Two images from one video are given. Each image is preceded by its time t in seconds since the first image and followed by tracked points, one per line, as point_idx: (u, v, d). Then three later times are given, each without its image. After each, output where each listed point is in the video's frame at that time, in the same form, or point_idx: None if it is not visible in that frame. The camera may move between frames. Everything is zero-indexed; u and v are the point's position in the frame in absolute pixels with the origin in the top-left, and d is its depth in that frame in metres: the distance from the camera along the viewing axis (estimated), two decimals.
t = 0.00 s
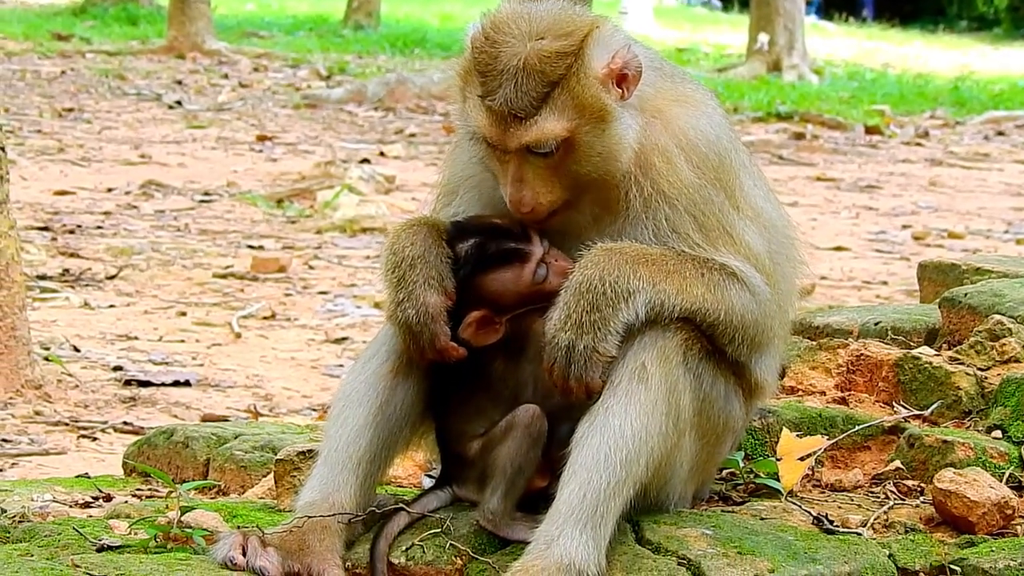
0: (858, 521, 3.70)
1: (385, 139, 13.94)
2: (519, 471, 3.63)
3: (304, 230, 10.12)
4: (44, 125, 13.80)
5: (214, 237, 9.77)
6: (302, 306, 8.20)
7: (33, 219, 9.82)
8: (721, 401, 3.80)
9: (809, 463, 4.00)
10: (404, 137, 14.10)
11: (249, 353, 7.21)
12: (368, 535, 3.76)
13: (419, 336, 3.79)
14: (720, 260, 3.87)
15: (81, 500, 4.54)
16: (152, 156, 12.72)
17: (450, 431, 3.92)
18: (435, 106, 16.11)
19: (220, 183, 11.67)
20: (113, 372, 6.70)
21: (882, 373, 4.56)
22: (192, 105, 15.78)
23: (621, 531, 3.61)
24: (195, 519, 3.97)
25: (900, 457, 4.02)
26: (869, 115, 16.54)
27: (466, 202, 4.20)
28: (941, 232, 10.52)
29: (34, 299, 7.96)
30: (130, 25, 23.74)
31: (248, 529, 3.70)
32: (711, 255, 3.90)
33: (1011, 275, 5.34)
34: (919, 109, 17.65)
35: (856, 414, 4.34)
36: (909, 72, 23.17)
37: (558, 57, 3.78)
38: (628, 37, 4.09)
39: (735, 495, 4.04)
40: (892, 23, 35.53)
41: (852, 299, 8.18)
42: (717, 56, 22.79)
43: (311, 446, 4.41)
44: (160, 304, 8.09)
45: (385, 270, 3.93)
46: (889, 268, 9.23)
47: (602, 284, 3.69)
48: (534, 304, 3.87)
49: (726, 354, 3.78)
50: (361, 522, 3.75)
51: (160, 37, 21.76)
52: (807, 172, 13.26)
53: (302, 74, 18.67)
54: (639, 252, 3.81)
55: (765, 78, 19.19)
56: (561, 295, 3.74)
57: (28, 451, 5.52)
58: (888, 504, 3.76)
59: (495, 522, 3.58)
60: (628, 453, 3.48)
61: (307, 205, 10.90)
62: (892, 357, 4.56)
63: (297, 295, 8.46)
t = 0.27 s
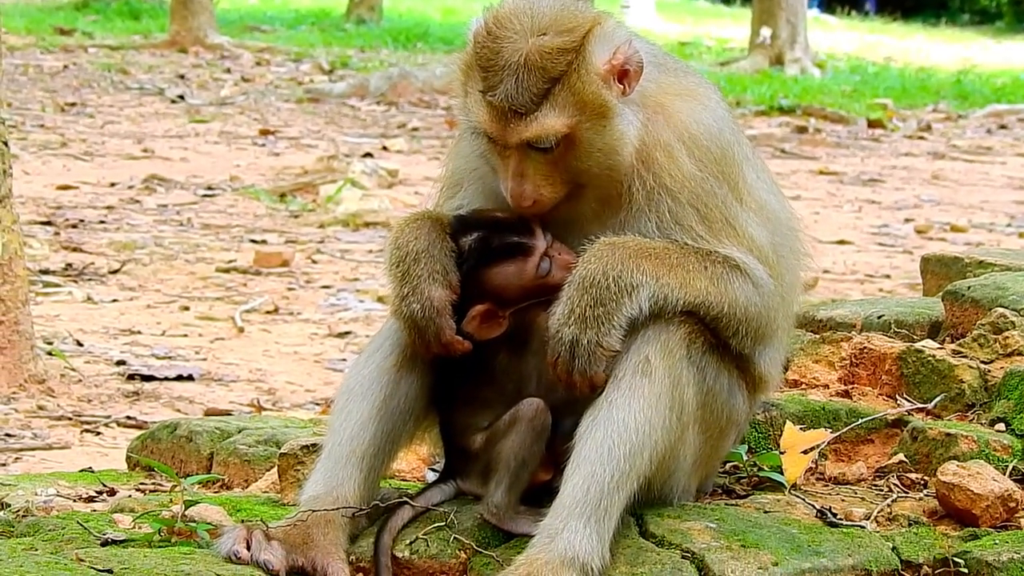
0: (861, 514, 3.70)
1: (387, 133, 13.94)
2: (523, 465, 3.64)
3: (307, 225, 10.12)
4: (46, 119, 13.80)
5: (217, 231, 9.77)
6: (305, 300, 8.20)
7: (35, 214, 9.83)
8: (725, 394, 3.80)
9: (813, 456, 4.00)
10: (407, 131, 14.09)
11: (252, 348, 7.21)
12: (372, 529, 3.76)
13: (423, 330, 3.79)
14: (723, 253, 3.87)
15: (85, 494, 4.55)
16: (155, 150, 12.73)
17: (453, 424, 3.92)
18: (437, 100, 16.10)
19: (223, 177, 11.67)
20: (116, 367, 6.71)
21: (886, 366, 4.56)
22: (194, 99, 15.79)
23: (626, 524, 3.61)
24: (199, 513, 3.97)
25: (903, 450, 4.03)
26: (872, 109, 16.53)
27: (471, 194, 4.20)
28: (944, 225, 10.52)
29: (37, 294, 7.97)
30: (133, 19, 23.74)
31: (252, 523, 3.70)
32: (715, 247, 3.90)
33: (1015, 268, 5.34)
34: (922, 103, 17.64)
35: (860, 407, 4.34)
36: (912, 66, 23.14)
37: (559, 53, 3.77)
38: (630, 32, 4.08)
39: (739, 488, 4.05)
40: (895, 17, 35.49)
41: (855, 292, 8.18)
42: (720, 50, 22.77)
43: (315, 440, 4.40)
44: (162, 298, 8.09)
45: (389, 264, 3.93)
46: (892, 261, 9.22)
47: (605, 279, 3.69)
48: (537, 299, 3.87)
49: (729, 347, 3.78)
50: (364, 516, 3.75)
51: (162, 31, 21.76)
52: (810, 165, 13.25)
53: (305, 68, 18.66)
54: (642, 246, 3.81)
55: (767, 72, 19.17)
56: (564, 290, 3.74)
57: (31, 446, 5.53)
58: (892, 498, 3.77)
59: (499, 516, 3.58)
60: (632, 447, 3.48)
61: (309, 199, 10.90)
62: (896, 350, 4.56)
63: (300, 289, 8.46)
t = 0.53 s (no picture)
0: (864, 507, 3.70)
1: (389, 128, 13.94)
2: (526, 457, 3.65)
3: (309, 219, 10.13)
4: (49, 114, 13.80)
5: (219, 225, 9.78)
6: (307, 294, 8.20)
7: (37, 208, 9.83)
8: (728, 387, 3.80)
9: (816, 449, 4.00)
10: (409, 125, 14.09)
11: (254, 342, 7.22)
12: (375, 521, 3.76)
13: (426, 322, 3.78)
14: (726, 246, 3.87)
15: (88, 488, 4.55)
16: (157, 145, 12.73)
17: (456, 417, 3.93)
18: (439, 94, 16.09)
19: (225, 171, 11.67)
20: (118, 361, 6.71)
21: (888, 359, 4.55)
22: (196, 94, 15.79)
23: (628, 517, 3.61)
24: (202, 506, 3.97)
25: (906, 443, 4.03)
26: (874, 103, 16.52)
27: (472, 188, 4.20)
28: (946, 219, 10.52)
29: (39, 288, 7.97)
30: (135, 14, 23.73)
31: (255, 516, 3.70)
32: (718, 240, 3.90)
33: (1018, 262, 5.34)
34: (924, 97, 17.64)
35: (862, 400, 4.34)
36: (913, 60, 23.10)
37: (560, 46, 3.78)
38: (632, 25, 4.08)
39: (741, 482, 4.05)
40: (897, 11, 35.45)
41: (857, 287, 8.17)
42: (721, 45, 22.76)
43: (318, 433, 4.41)
44: (165, 293, 8.10)
45: (392, 257, 3.93)
46: (894, 255, 9.22)
47: (608, 271, 3.70)
48: (541, 292, 3.87)
49: (732, 340, 3.78)
50: (367, 508, 3.75)
51: (164, 26, 21.76)
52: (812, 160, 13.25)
53: (307, 63, 18.66)
54: (645, 238, 3.81)
55: (769, 66, 19.16)
56: (567, 283, 3.74)
57: (34, 439, 5.53)
58: (894, 491, 3.77)
59: (502, 509, 3.58)
60: (635, 439, 3.48)
61: (311, 193, 10.91)
62: (898, 343, 4.54)
63: (302, 283, 8.46)
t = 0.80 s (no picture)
0: (867, 501, 3.70)
1: (391, 120, 13.92)
2: (528, 450, 3.64)
3: (311, 211, 10.12)
4: (50, 105, 13.79)
5: (220, 217, 9.77)
6: (309, 287, 8.19)
7: (39, 200, 9.82)
8: (730, 379, 3.79)
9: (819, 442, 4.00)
10: (411, 117, 14.07)
11: (255, 334, 7.21)
12: (377, 514, 3.75)
13: (428, 314, 3.78)
14: (727, 239, 3.86)
15: (89, 480, 4.55)
16: (158, 136, 12.72)
17: (457, 409, 3.93)
18: (441, 86, 16.07)
19: (226, 163, 11.66)
20: (120, 353, 6.71)
21: (891, 352, 4.55)
22: (198, 86, 15.77)
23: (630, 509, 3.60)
24: (203, 499, 3.97)
25: (908, 435, 4.02)
26: (876, 96, 16.49)
27: (475, 182, 4.19)
28: (948, 212, 10.50)
29: (40, 280, 7.96)
30: (136, 5, 23.70)
31: (257, 508, 3.70)
32: (719, 233, 3.89)
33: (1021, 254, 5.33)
34: (926, 90, 17.61)
35: (865, 394, 4.33)
36: (915, 54, 23.08)
37: (561, 40, 3.76)
38: (633, 19, 4.07)
39: (744, 474, 4.04)
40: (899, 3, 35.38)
41: (858, 280, 8.16)
42: (724, 37, 22.72)
43: (320, 426, 4.41)
44: (166, 284, 8.09)
45: (395, 249, 3.93)
46: (896, 249, 9.21)
47: (610, 264, 3.69)
48: (543, 285, 3.86)
49: (734, 332, 3.77)
50: (369, 501, 3.75)
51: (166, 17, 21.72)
52: (814, 152, 13.23)
53: (309, 55, 18.64)
54: (646, 230, 3.80)
55: (771, 59, 19.14)
56: (568, 276, 3.73)
57: (35, 431, 5.53)
58: (897, 484, 3.76)
59: (504, 502, 3.58)
60: (637, 432, 3.48)
61: (313, 185, 10.90)
62: (901, 336, 4.54)
63: (303, 275, 8.45)
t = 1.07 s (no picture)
0: (870, 487, 3.70)
1: (391, 112, 13.91)
2: (530, 438, 3.63)
3: (311, 203, 10.11)
4: (50, 99, 13.78)
5: (221, 210, 9.77)
6: (310, 279, 8.18)
7: (39, 193, 9.82)
8: (733, 366, 3.78)
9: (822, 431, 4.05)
10: (411, 110, 14.06)
11: (256, 326, 7.21)
12: (379, 503, 3.74)
13: (429, 303, 3.77)
14: (730, 226, 3.85)
15: (91, 470, 4.55)
16: (159, 130, 12.71)
17: (459, 398, 3.93)
18: (441, 79, 16.05)
19: (227, 156, 11.66)
20: (121, 345, 6.71)
21: (893, 338, 4.57)
22: (198, 79, 15.76)
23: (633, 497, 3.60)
24: (206, 488, 3.97)
25: (911, 422, 4.01)
26: (876, 86, 16.47)
27: (474, 168, 4.19)
28: (948, 202, 10.49)
29: (41, 273, 7.96)
30: None
31: (259, 498, 3.70)
32: (721, 219, 3.88)
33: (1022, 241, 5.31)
34: (926, 80, 17.59)
35: (868, 380, 4.32)
36: (915, 43, 23.04)
37: (563, 25, 3.73)
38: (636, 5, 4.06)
39: (746, 461, 4.03)
40: None
41: (860, 269, 8.15)
42: (724, 29, 22.69)
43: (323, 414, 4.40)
44: (167, 277, 8.09)
45: (396, 238, 3.92)
46: (897, 238, 9.20)
47: (611, 251, 3.69)
48: (544, 273, 3.86)
49: (737, 319, 3.76)
50: (371, 490, 3.73)
51: (166, 12, 21.70)
52: (815, 143, 13.22)
53: (309, 48, 18.62)
54: (648, 218, 3.79)
55: (771, 50, 19.12)
56: (570, 264, 3.73)
57: (36, 424, 5.53)
58: (900, 470, 3.76)
59: (506, 490, 3.57)
60: (639, 419, 3.47)
61: (314, 177, 10.89)
62: (903, 322, 4.55)
63: (304, 267, 8.44)
